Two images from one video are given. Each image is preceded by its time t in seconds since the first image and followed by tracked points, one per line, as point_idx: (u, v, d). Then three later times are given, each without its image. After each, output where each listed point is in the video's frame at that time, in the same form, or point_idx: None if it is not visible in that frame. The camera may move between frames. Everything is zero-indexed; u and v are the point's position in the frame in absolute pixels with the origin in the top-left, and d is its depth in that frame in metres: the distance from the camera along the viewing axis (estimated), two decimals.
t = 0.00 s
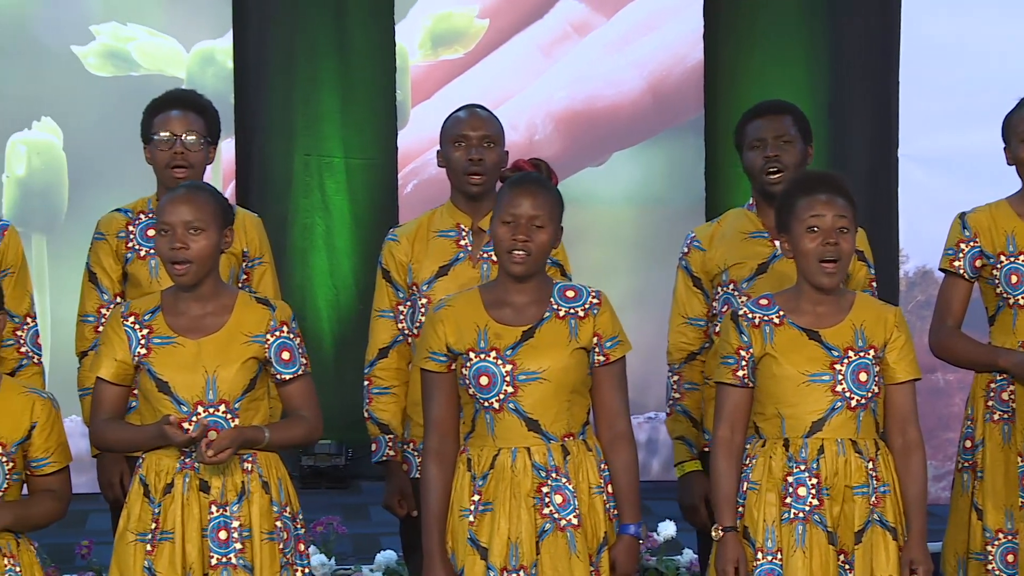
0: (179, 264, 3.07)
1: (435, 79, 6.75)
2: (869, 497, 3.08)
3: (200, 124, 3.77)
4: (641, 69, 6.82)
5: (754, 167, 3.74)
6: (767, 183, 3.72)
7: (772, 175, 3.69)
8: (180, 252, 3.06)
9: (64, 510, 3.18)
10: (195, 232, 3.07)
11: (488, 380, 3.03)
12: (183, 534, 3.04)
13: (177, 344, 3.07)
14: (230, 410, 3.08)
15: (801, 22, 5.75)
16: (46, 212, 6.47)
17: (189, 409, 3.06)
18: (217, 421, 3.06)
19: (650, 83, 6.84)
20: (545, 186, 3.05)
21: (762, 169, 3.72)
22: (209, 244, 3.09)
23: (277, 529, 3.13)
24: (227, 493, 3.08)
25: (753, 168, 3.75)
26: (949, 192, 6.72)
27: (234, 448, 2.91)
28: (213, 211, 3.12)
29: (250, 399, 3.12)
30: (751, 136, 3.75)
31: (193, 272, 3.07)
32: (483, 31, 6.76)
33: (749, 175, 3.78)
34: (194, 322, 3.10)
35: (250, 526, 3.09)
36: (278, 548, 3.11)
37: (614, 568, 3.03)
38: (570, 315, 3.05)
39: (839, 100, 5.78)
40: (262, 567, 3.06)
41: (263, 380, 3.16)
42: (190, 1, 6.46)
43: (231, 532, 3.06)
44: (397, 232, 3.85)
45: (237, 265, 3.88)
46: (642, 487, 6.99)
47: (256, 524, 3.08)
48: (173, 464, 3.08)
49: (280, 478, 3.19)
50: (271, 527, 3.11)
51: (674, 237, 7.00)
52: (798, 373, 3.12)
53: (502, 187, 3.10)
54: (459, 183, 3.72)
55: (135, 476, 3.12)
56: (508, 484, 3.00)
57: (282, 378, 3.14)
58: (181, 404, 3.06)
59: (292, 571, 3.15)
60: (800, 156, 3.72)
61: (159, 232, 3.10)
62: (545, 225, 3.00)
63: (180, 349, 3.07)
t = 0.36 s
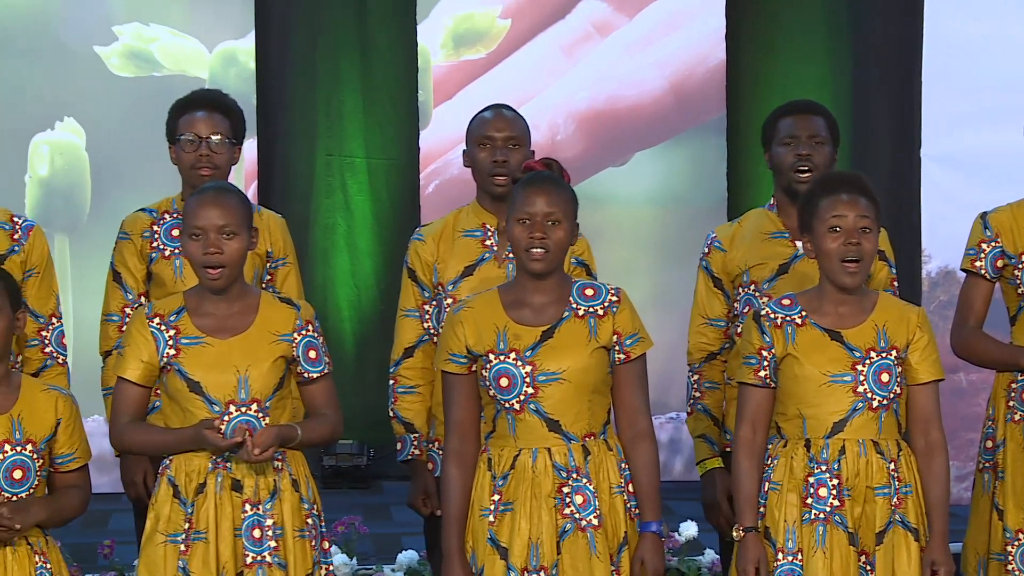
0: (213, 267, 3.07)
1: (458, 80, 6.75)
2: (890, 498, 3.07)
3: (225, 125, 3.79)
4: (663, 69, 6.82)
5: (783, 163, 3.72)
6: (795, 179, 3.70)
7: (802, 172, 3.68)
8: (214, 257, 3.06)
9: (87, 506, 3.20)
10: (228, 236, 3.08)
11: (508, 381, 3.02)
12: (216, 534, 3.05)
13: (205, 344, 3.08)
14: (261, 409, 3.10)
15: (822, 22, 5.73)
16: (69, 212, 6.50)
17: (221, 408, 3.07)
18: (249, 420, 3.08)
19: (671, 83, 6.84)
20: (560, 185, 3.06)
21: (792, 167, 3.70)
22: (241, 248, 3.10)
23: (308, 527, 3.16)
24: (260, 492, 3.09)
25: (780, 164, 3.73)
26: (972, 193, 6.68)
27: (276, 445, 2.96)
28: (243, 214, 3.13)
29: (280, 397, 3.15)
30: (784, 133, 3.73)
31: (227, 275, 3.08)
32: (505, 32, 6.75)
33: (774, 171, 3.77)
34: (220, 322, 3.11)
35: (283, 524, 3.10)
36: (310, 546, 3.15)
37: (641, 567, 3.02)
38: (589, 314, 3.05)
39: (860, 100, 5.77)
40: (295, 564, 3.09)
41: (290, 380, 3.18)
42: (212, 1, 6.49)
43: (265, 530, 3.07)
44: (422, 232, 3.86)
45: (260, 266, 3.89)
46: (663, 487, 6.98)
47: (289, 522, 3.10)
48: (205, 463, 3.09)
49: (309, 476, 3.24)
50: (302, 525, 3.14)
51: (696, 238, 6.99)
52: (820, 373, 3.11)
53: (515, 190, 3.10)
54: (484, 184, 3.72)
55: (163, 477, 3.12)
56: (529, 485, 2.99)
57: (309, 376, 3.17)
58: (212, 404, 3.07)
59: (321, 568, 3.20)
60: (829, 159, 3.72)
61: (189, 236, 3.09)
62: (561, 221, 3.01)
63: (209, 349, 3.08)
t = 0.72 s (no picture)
0: (236, 262, 3.06)
1: (468, 79, 6.74)
2: (898, 498, 3.06)
3: (238, 125, 3.79)
4: (673, 68, 6.82)
5: (793, 160, 3.71)
6: (805, 175, 3.68)
7: (813, 169, 3.66)
8: (238, 253, 3.06)
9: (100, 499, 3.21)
10: (252, 234, 3.09)
11: (517, 383, 3.03)
12: (239, 534, 3.03)
13: (224, 344, 3.07)
14: (281, 409, 3.10)
15: (832, 21, 5.72)
16: (78, 212, 6.52)
17: (243, 409, 3.06)
18: (270, 420, 3.07)
19: (681, 83, 6.83)
20: (558, 182, 3.05)
21: (802, 164, 3.68)
22: (263, 247, 3.11)
23: (325, 525, 3.20)
24: (280, 491, 3.09)
25: (789, 161, 3.72)
26: (983, 192, 6.66)
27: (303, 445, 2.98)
28: (264, 213, 3.15)
29: (296, 397, 3.17)
30: (794, 131, 3.72)
31: (250, 271, 3.08)
32: (515, 32, 6.75)
33: (783, 167, 3.75)
34: (239, 321, 3.10)
35: (301, 523, 3.13)
36: (327, 544, 3.19)
37: (646, 560, 3.01)
38: (594, 313, 3.05)
39: (870, 99, 5.76)
40: (314, 562, 3.12)
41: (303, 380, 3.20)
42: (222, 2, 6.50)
43: (286, 529, 3.07)
44: (436, 231, 3.85)
45: (272, 265, 3.89)
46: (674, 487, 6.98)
47: (308, 521, 3.13)
48: (227, 463, 3.06)
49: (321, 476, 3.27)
50: (320, 523, 3.18)
51: (706, 238, 6.98)
52: (827, 373, 3.10)
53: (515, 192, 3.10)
54: (498, 186, 3.72)
55: (180, 475, 3.08)
56: (540, 486, 2.99)
57: (323, 376, 3.21)
58: (234, 404, 3.06)
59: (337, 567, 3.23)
60: (838, 159, 3.71)
61: (211, 233, 3.09)
62: (564, 219, 3.00)
63: (228, 349, 3.07)
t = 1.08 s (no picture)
0: (255, 260, 3.06)
1: (481, 79, 6.73)
2: (908, 495, 3.05)
3: (254, 124, 3.80)
4: (686, 68, 6.81)
5: (799, 160, 3.70)
6: (812, 174, 3.67)
7: (819, 167, 3.65)
8: (258, 252, 3.06)
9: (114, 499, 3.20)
10: (275, 234, 3.09)
11: (537, 381, 3.01)
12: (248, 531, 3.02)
13: (240, 340, 3.07)
14: (294, 408, 3.10)
15: (844, 21, 5.71)
16: (92, 212, 6.55)
17: (255, 405, 3.06)
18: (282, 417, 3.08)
19: (694, 83, 6.83)
20: (566, 181, 3.05)
21: (808, 162, 3.67)
22: (286, 247, 3.10)
23: (336, 526, 3.16)
24: (290, 490, 3.08)
25: (795, 161, 3.71)
26: (997, 192, 6.64)
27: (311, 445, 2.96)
28: (290, 215, 3.14)
29: (311, 397, 3.15)
30: (799, 130, 3.72)
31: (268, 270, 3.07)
32: (528, 31, 6.75)
33: (789, 168, 3.74)
34: (258, 317, 3.10)
35: (311, 524, 3.10)
36: (338, 545, 3.15)
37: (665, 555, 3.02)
38: (610, 310, 3.05)
39: (883, 98, 5.74)
40: (323, 563, 3.08)
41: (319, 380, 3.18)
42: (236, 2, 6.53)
43: (294, 529, 3.06)
44: (453, 231, 3.85)
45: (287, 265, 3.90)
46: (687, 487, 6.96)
47: (318, 521, 3.10)
48: (238, 459, 3.07)
49: (336, 477, 3.24)
50: (331, 524, 3.14)
51: (719, 237, 6.97)
52: (838, 369, 3.09)
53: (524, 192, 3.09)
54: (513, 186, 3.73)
55: (193, 473, 3.09)
56: (560, 484, 2.98)
57: (339, 377, 3.19)
58: (246, 400, 3.06)
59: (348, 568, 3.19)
60: (844, 155, 3.70)
61: (235, 229, 3.09)
62: (575, 218, 2.99)
63: (244, 345, 3.06)
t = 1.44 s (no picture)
0: (258, 262, 3.05)
1: (493, 79, 6.72)
2: (918, 496, 3.03)
3: (265, 125, 3.81)
4: (697, 69, 6.79)
5: (804, 162, 3.69)
6: (817, 179, 3.67)
7: (823, 171, 3.65)
8: (260, 253, 3.05)
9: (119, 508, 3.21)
10: (279, 236, 3.07)
11: (556, 377, 3.00)
12: (246, 530, 3.01)
13: (243, 340, 3.05)
14: (295, 408, 3.07)
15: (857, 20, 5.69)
16: (104, 212, 6.56)
17: (255, 405, 3.05)
18: (282, 418, 3.06)
19: (705, 83, 6.81)
20: (583, 181, 3.04)
21: (811, 164, 3.67)
22: (289, 248, 3.08)
23: (339, 528, 3.11)
24: (291, 491, 3.05)
25: (801, 164, 3.71)
26: (1009, 192, 6.61)
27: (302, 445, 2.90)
28: (298, 217, 3.12)
29: (315, 398, 3.12)
30: (801, 132, 3.71)
31: (271, 271, 3.06)
32: (539, 32, 6.73)
33: (796, 171, 3.74)
34: (261, 318, 3.08)
35: (312, 525, 3.06)
36: (340, 548, 3.10)
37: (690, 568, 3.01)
38: (629, 312, 3.05)
39: (895, 98, 5.73)
40: (323, 565, 3.04)
41: (327, 380, 3.16)
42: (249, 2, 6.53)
43: (294, 530, 3.03)
44: (468, 231, 3.85)
45: (298, 266, 3.89)
46: (699, 487, 6.95)
47: (319, 523, 3.06)
48: (237, 461, 3.07)
49: (342, 478, 3.19)
50: (333, 526, 3.10)
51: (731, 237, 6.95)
52: (847, 371, 3.07)
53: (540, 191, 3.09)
54: (529, 186, 3.73)
55: (199, 474, 3.10)
56: (573, 482, 2.97)
57: (345, 379, 3.14)
58: (246, 400, 3.05)
59: (353, 570, 3.14)
60: (848, 152, 3.68)
61: (241, 230, 3.08)
62: (591, 219, 2.99)
63: (245, 345, 3.05)
